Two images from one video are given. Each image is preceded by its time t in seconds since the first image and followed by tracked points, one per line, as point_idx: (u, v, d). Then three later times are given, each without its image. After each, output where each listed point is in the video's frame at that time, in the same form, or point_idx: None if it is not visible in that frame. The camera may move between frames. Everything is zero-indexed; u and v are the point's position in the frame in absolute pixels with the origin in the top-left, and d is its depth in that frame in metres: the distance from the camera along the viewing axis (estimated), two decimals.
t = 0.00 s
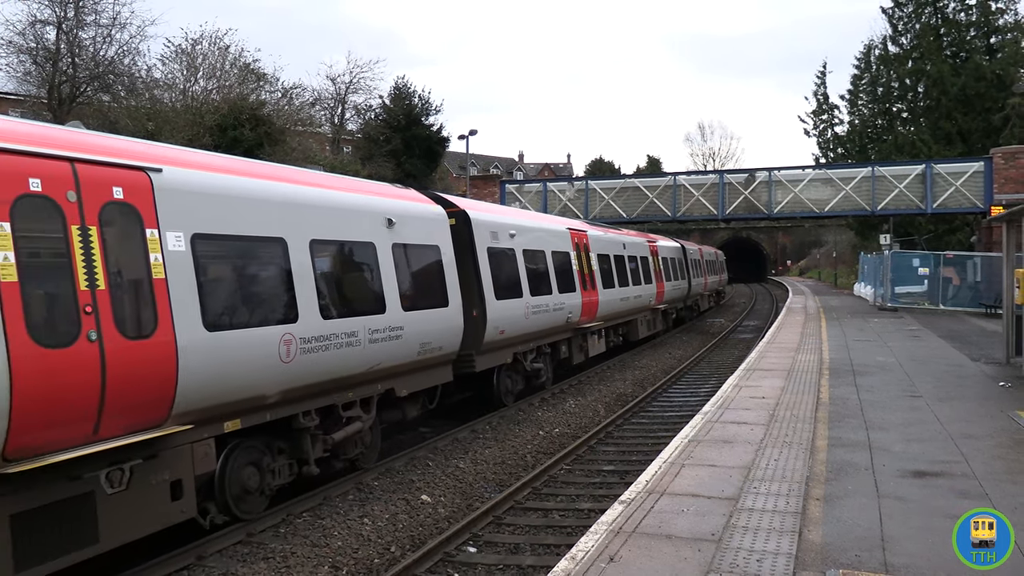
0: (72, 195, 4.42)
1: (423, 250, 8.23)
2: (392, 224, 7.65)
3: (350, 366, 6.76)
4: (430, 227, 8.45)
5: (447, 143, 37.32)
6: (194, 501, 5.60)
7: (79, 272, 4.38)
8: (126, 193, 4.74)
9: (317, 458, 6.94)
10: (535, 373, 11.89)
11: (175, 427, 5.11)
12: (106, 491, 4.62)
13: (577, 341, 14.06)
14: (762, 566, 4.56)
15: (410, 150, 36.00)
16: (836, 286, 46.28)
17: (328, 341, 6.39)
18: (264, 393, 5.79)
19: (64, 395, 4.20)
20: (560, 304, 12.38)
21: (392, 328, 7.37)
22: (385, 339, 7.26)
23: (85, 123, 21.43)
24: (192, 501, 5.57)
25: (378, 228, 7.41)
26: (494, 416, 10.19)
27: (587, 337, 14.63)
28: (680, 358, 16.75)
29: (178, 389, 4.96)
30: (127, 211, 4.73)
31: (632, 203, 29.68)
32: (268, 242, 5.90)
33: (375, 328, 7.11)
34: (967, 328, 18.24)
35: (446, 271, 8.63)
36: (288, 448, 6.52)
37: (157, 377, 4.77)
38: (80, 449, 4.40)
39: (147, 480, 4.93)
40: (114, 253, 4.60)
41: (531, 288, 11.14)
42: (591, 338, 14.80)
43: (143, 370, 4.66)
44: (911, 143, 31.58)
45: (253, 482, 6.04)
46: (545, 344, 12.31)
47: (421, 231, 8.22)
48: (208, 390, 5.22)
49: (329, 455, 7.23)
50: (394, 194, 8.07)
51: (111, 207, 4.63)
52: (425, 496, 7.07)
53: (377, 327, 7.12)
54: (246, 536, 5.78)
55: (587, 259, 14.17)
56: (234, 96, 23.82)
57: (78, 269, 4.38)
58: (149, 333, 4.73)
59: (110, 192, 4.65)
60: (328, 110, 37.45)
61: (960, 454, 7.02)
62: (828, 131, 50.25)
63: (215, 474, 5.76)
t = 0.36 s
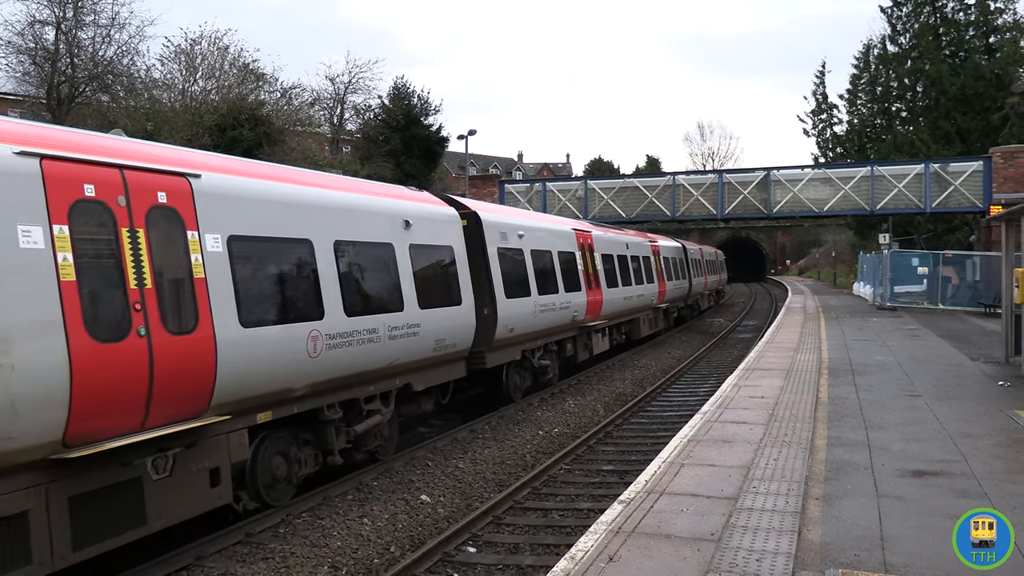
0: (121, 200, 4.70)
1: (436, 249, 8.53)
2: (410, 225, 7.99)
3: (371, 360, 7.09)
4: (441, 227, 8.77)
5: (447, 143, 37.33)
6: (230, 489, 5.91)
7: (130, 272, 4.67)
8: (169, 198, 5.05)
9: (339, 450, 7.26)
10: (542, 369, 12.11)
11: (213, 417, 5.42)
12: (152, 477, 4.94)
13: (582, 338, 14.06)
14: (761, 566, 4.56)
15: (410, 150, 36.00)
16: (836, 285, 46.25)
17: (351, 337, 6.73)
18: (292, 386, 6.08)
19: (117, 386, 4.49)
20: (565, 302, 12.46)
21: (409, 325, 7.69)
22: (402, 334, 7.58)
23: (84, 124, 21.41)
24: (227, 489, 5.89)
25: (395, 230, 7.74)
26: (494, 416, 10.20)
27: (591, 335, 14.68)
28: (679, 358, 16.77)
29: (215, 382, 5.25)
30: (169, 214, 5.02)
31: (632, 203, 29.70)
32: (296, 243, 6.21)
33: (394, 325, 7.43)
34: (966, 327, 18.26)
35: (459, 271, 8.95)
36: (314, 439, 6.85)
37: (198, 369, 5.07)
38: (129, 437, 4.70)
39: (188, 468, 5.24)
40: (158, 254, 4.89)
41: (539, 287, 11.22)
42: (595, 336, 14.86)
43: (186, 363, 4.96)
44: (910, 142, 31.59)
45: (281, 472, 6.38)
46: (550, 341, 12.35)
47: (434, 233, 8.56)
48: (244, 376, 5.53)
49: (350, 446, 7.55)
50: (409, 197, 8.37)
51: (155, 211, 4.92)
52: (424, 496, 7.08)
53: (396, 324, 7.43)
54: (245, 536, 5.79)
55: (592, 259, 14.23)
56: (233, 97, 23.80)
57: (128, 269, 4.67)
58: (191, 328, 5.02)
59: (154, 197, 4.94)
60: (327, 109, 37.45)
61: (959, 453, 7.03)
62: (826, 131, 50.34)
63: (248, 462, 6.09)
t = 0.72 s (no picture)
0: (169, 205, 5.04)
1: (443, 252, 8.66)
2: (428, 226, 8.36)
3: (393, 356, 7.43)
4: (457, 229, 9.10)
5: (446, 143, 37.34)
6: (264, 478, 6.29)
7: (178, 273, 5.01)
8: (211, 203, 5.40)
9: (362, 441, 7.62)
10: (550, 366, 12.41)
11: (252, 408, 5.77)
12: (196, 464, 5.33)
13: (587, 337, 14.11)
14: (761, 566, 4.55)
15: (409, 151, 35.99)
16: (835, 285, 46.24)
17: (375, 333, 7.08)
18: (321, 380, 6.43)
19: (168, 379, 4.84)
20: (572, 301, 12.57)
21: (428, 322, 8.04)
22: (422, 332, 7.93)
23: (83, 125, 21.38)
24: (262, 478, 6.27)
25: (413, 231, 8.06)
26: (493, 416, 10.19)
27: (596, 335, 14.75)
28: (679, 357, 16.79)
29: (254, 375, 5.59)
30: (211, 218, 5.37)
31: (631, 202, 29.71)
32: (323, 244, 6.56)
33: (415, 323, 7.77)
34: (966, 327, 18.26)
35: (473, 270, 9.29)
36: (339, 432, 7.22)
37: (238, 363, 5.41)
38: (177, 426, 5.05)
39: (230, 456, 5.69)
40: (202, 255, 5.24)
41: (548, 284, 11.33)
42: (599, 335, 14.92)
43: (228, 358, 5.30)
44: (908, 142, 31.59)
45: (310, 461, 6.75)
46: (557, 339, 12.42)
47: (448, 234, 8.86)
48: (277, 374, 5.87)
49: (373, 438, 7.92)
50: (424, 200, 8.64)
51: (199, 215, 5.27)
52: (424, 496, 7.07)
53: (416, 322, 7.77)
54: (246, 537, 5.79)
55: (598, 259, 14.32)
56: (232, 97, 23.78)
57: (176, 270, 5.00)
58: (232, 325, 5.37)
59: (198, 202, 5.28)
60: (327, 110, 37.43)
61: (959, 452, 7.03)
62: (825, 130, 50.41)
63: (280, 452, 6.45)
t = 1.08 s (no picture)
0: (214, 209, 5.41)
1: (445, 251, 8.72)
2: (444, 228, 8.76)
3: (412, 352, 7.82)
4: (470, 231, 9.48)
5: (446, 143, 37.36)
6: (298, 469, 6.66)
7: (224, 272, 5.38)
8: (250, 207, 5.78)
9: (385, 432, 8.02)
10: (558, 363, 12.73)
11: (287, 399, 6.15)
12: (238, 451, 5.71)
13: (591, 337, 14.28)
14: (760, 566, 4.56)
15: (408, 151, 36.00)
16: (835, 286, 46.19)
17: (396, 330, 7.48)
18: (347, 373, 6.82)
19: (215, 371, 5.22)
20: (578, 301, 12.84)
21: (444, 320, 8.43)
22: (439, 329, 8.31)
23: (82, 125, 21.36)
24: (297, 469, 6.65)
25: (430, 232, 8.44)
26: (492, 416, 10.19)
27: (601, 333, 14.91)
28: (678, 358, 16.81)
29: (288, 368, 5.96)
30: (250, 221, 5.74)
31: (631, 203, 29.72)
32: (350, 246, 6.95)
33: (433, 321, 8.17)
34: (966, 328, 18.26)
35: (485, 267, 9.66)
36: (363, 423, 7.61)
37: (275, 357, 5.77)
38: (220, 415, 5.42)
39: (269, 443, 6.04)
40: (244, 256, 5.61)
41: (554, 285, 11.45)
42: (605, 334, 15.07)
43: (265, 352, 5.66)
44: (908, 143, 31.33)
45: (337, 451, 7.17)
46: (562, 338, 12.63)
47: (463, 235, 9.26)
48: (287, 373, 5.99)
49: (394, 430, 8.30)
50: (434, 202, 8.89)
51: (240, 218, 5.65)
52: (423, 496, 7.07)
53: (435, 319, 8.19)
54: (245, 537, 5.79)
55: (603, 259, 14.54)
56: (231, 97, 23.75)
57: (221, 269, 5.38)
58: (269, 322, 5.74)
59: (239, 207, 5.66)
60: (326, 110, 37.41)
61: (958, 453, 7.04)
62: (825, 131, 50.54)
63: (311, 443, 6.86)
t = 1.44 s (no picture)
0: (255, 213, 5.83)
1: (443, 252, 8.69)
2: (459, 231, 9.16)
3: (432, 348, 8.21)
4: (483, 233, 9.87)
5: (445, 143, 37.40)
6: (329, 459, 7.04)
7: (265, 272, 5.79)
8: (286, 211, 6.18)
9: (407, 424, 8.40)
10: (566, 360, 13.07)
11: (320, 391, 6.53)
12: (276, 439, 6.09)
13: (596, 336, 14.58)
14: (758, 566, 4.56)
15: (408, 151, 35.99)
16: (834, 287, 46.11)
17: (418, 327, 7.88)
18: (373, 368, 7.18)
19: (259, 362, 5.60)
20: (585, 300, 13.22)
21: (461, 318, 8.81)
22: (456, 326, 8.69)
23: (82, 125, 21.36)
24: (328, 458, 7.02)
25: (446, 234, 8.81)
26: (492, 417, 10.17)
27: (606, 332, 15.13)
28: (678, 358, 16.83)
29: (322, 360, 6.33)
30: (287, 224, 6.14)
31: (631, 203, 29.73)
32: (376, 247, 7.35)
33: (451, 318, 8.55)
34: (966, 329, 18.23)
35: (497, 267, 10.03)
36: (387, 415, 7.98)
37: (310, 350, 6.16)
38: (261, 404, 5.80)
39: (304, 432, 6.45)
40: (281, 255, 6.01)
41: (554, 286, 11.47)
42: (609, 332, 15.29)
43: (302, 346, 6.05)
44: (908, 143, 31.35)
45: (363, 441, 7.51)
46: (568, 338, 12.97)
47: (477, 238, 9.66)
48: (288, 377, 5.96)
49: (415, 423, 8.68)
50: (437, 202, 8.98)
51: (279, 221, 6.05)
52: (423, 497, 7.07)
53: (453, 317, 8.57)
54: (244, 537, 5.79)
55: (608, 259, 14.82)
56: (231, 97, 23.71)
57: (262, 269, 5.78)
58: (306, 317, 6.13)
59: (277, 210, 6.07)
60: (326, 110, 37.39)
61: (958, 454, 7.04)
62: (825, 132, 50.59)
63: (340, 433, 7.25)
